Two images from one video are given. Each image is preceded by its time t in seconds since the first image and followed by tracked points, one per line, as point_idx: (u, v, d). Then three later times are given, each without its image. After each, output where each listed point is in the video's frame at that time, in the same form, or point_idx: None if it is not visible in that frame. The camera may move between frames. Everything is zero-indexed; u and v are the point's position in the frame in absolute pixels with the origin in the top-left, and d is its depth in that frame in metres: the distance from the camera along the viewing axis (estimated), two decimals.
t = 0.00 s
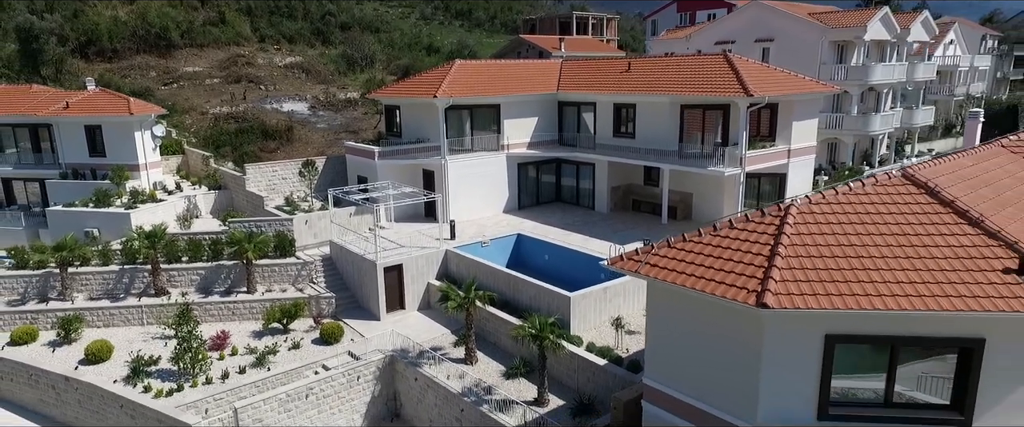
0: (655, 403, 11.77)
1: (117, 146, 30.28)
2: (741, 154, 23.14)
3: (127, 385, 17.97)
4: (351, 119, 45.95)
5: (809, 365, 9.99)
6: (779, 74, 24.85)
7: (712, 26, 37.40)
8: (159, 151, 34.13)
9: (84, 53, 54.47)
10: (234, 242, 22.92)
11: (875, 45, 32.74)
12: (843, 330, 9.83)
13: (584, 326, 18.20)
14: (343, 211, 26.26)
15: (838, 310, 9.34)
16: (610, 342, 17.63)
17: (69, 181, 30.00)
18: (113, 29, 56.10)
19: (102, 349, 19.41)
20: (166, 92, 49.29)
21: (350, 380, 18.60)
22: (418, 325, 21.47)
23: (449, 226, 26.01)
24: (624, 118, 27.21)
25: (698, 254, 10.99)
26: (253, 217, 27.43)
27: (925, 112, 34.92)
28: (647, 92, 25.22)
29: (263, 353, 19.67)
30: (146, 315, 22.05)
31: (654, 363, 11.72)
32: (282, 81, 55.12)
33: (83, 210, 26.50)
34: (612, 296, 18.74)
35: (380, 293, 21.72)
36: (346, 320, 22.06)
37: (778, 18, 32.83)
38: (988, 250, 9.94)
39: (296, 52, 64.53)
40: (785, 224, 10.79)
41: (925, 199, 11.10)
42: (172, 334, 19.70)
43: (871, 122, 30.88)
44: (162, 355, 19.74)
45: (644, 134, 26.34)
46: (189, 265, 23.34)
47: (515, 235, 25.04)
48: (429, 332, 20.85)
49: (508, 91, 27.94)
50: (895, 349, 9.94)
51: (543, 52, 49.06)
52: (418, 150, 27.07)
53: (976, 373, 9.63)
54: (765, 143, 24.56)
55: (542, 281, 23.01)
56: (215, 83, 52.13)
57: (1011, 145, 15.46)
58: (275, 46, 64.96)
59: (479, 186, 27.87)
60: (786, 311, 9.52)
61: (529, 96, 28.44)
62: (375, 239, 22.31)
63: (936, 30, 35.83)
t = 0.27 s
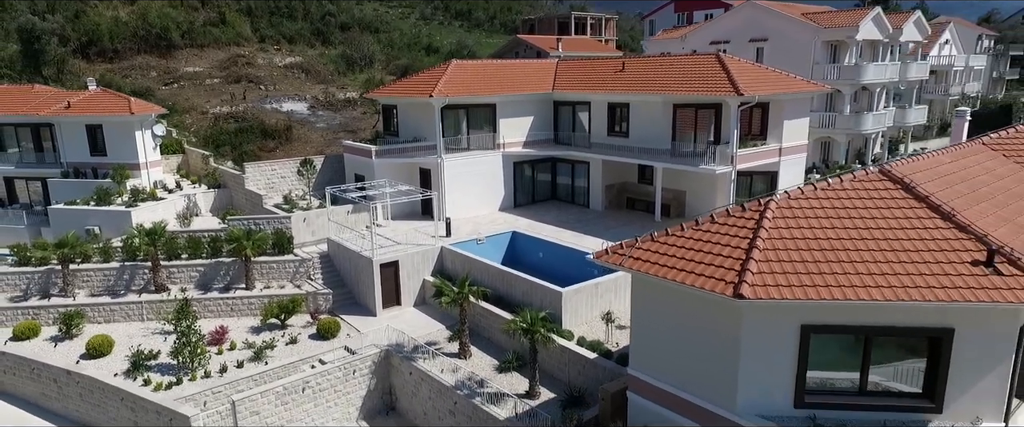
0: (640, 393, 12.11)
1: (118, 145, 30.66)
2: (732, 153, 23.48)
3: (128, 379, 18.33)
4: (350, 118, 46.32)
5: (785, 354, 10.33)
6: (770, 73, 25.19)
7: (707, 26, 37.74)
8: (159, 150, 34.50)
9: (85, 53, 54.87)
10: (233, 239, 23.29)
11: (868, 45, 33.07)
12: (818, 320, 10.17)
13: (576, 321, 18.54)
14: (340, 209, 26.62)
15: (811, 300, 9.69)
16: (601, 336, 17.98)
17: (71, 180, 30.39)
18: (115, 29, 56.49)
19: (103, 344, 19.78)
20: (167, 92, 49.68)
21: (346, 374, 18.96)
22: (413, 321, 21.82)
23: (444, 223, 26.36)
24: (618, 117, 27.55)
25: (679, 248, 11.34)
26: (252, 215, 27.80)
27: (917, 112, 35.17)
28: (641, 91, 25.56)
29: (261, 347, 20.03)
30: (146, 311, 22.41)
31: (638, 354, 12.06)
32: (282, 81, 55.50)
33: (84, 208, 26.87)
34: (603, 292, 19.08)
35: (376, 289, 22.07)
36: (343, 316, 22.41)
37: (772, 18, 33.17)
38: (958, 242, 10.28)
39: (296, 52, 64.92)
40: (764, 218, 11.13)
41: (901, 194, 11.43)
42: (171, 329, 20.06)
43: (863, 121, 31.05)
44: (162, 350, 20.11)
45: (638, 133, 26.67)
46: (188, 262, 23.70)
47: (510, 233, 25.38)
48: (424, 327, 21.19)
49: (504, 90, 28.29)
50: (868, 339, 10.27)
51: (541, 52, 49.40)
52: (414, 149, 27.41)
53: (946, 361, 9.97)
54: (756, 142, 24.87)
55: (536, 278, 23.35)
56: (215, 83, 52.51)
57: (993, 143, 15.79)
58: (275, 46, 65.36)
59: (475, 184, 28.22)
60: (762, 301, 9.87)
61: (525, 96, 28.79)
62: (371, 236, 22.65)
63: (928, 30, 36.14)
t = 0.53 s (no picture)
0: (624, 385, 12.41)
1: (118, 144, 31.01)
2: (723, 151, 23.82)
3: (126, 373, 18.66)
4: (348, 118, 46.67)
5: (762, 346, 10.63)
6: (761, 73, 25.49)
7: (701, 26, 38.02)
8: (159, 150, 34.84)
9: (86, 53, 55.27)
10: (231, 237, 23.62)
11: (861, 45, 33.36)
12: (793, 313, 10.47)
13: (567, 316, 18.85)
14: (337, 207, 26.94)
15: (785, 293, 10.00)
16: (591, 332, 18.29)
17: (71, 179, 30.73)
18: (115, 30, 56.87)
19: (102, 339, 20.11)
20: (167, 92, 50.05)
21: (341, 369, 19.26)
22: (408, 317, 22.12)
23: (439, 221, 26.67)
24: (612, 117, 27.85)
25: (661, 242, 11.65)
26: (249, 214, 28.14)
27: (910, 111, 35.46)
28: (633, 91, 25.86)
29: (258, 343, 20.34)
30: (145, 307, 22.75)
31: (622, 347, 12.39)
32: (281, 81, 55.86)
33: (84, 206, 27.21)
34: (594, 288, 19.39)
35: (371, 286, 22.39)
36: (338, 312, 22.73)
37: (765, 18, 33.46)
38: (929, 237, 10.57)
39: (296, 52, 65.27)
40: (742, 214, 11.43)
41: (877, 190, 11.73)
42: (169, 325, 20.38)
43: (855, 121, 31.33)
44: (160, 345, 20.44)
45: (631, 132, 26.97)
46: (187, 259, 24.03)
47: (504, 231, 25.69)
48: (419, 323, 21.51)
49: (499, 90, 28.60)
50: (842, 331, 10.55)
51: (538, 52, 49.72)
52: (410, 148, 27.73)
53: (917, 352, 10.26)
54: (747, 141, 25.20)
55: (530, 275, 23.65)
56: (215, 83, 52.87)
57: (974, 141, 16.10)
58: (274, 46, 65.73)
59: (470, 183, 28.53)
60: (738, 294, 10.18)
61: (519, 96, 29.10)
62: (367, 234, 22.96)
63: (920, 30, 36.42)
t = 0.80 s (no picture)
0: (607, 377, 12.71)
1: (117, 144, 31.34)
2: (713, 150, 24.16)
3: (123, 368, 18.97)
4: (346, 118, 47.00)
5: (738, 338, 10.93)
6: (752, 72, 25.77)
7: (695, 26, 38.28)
8: (158, 149, 35.17)
9: (86, 54, 55.65)
10: (227, 235, 23.93)
11: (853, 45, 33.63)
12: (767, 305, 10.77)
13: (557, 312, 19.15)
14: (333, 205, 27.25)
15: (759, 285, 10.31)
16: (580, 327, 18.59)
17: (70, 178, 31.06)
18: (115, 30, 57.23)
19: (100, 335, 20.44)
20: (166, 92, 50.41)
21: (335, 364, 19.56)
22: (402, 314, 22.42)
23: (434, 220, 26.97)
24: (605, 116, 28.14)
25: (641, 238, 11.94)
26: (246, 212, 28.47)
27: (902, 111, 35.75)
28: (625, 91, 26.15)
29: (253, 339, 20.64)
30: (143, 304, 23.06)
31: (605, 340, 12.69)
32: (280, 81, 56.19)
33: (83, 205, 27.52)
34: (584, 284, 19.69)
35: (365, 283, 22.70)
36: (333, 309, 23.05)
37: (759, 18, 33.74)
38: (901, 232, 10.88)
39: (295, 52, 65.60)
40: (720, 210, 11.73)
41: (852, 187, 12.04)
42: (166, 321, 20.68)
43: (847, 120, 31.59)
44: (157, 341, 20.76)
45: (623, 131, 27.26)
46: (184, 257, 24.34)
47: (498, 229, 25.99)
48: (412, 320, 21.80)
49: (493, 90, 28.90)
50: (816, 323, 10.84)
51: (535, 52, 50.01)
52: (405, 147, 28.04)
53: (889, 343, 10.56)
54: (738, 140, 25.51)
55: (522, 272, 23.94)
56: (214, 83, 53.20)
57: (954, 140, 16.44)
58: (274, 47, 66.08)
59: (465, 182, 28.84)
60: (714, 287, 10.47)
61: (514, 95, 29.40)
62: (361, 232, 23.27)
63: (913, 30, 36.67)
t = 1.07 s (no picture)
0: (589, 370, 13.01)
1: (115, 143, 31.68)
2: (701, 149, 24.57)
3: (119, 363, 19.29)
4: (343, 118, 47.35)
5: (712, 330, 11.23)
6: (741, 72, 26.06)
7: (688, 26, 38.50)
8: (156, 149, 35.51)
9: (86, 54, 56.09)
10: (222, 233, 24.27)
11: (844, 45, 33.89)
12: (740, 298, 11.07)
13: (545, 308, 19.45)
14: (327, 204, 27.58)
15: (731, 278, 10.62)
16: (568, 323, 18.90)
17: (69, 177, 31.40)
18: (115, 30, 57.62)
19: (96, 331, 20.79)
20: (165, 92, 50.80)
21: (327, 359, 19.86)
22: (394, 310, 22.74)
23: (427, 218, 27.30)
24: (596, 116, 28.44)
25: (621, 233, 12.25)
26: (243, 210, 28.82)
27: (893, 110, 36.03)
28: (616, 90, 26.45)
29: (247, 335, 20.96)
30: (139, 301, 23.40)
31: (586, 333, 13.01)
32: (278, 81, 56.54)
33: (81, 203, 27.87)
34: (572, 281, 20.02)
35: (358, 280, 23.02)
36: (327, 306, 23.37)
37: (751, 19, 34.03)
38: (871, 227, 11.18)
39: (294, 53, 65.95)
40: (697, 206, 12.03)
41: (826, 184, 12.33)
42: (161, 317, 21.01)
43: (838, 119, 31.75)
44: (153, 337, 21.10)
45: (615, 130, 27.57)
46: (180, 254, 24.67)
47: (491, 227, 26.29)
48: (404, 316, 22.12)
49: (486, 90, 29.22)
50: (788, 316, 11.13)
51: (531, 52, 50.31)
52: (399, 146, 28.35)
53: (858, 334, 10.87)
54: (727, 139, 25.82)
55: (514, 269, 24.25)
56: (213, 83, 53.57)
57: (934, 139, 16.74)
58: (273, 47, 66.45)
59: (459, 180, 29.15)
60: (688, 280, 10.78)
61: (507, 95, 29.72)
62: (354, 229, 23.59)
63: (904, 30, 36.95)
